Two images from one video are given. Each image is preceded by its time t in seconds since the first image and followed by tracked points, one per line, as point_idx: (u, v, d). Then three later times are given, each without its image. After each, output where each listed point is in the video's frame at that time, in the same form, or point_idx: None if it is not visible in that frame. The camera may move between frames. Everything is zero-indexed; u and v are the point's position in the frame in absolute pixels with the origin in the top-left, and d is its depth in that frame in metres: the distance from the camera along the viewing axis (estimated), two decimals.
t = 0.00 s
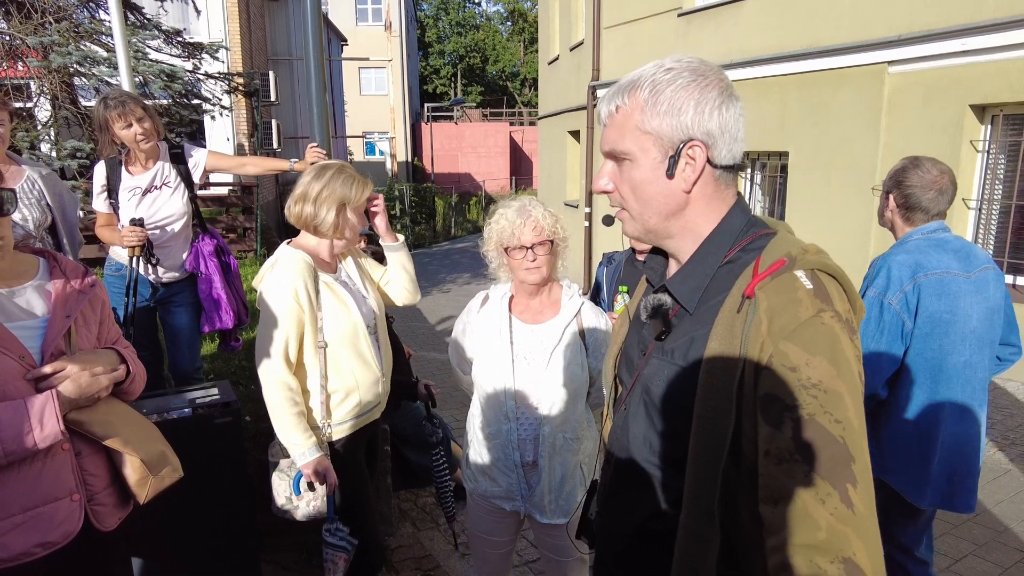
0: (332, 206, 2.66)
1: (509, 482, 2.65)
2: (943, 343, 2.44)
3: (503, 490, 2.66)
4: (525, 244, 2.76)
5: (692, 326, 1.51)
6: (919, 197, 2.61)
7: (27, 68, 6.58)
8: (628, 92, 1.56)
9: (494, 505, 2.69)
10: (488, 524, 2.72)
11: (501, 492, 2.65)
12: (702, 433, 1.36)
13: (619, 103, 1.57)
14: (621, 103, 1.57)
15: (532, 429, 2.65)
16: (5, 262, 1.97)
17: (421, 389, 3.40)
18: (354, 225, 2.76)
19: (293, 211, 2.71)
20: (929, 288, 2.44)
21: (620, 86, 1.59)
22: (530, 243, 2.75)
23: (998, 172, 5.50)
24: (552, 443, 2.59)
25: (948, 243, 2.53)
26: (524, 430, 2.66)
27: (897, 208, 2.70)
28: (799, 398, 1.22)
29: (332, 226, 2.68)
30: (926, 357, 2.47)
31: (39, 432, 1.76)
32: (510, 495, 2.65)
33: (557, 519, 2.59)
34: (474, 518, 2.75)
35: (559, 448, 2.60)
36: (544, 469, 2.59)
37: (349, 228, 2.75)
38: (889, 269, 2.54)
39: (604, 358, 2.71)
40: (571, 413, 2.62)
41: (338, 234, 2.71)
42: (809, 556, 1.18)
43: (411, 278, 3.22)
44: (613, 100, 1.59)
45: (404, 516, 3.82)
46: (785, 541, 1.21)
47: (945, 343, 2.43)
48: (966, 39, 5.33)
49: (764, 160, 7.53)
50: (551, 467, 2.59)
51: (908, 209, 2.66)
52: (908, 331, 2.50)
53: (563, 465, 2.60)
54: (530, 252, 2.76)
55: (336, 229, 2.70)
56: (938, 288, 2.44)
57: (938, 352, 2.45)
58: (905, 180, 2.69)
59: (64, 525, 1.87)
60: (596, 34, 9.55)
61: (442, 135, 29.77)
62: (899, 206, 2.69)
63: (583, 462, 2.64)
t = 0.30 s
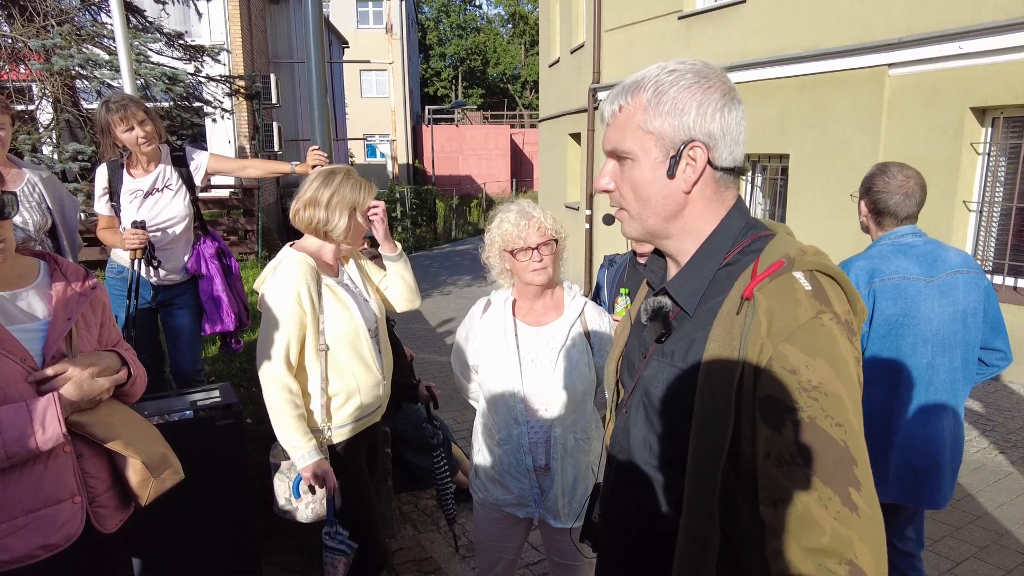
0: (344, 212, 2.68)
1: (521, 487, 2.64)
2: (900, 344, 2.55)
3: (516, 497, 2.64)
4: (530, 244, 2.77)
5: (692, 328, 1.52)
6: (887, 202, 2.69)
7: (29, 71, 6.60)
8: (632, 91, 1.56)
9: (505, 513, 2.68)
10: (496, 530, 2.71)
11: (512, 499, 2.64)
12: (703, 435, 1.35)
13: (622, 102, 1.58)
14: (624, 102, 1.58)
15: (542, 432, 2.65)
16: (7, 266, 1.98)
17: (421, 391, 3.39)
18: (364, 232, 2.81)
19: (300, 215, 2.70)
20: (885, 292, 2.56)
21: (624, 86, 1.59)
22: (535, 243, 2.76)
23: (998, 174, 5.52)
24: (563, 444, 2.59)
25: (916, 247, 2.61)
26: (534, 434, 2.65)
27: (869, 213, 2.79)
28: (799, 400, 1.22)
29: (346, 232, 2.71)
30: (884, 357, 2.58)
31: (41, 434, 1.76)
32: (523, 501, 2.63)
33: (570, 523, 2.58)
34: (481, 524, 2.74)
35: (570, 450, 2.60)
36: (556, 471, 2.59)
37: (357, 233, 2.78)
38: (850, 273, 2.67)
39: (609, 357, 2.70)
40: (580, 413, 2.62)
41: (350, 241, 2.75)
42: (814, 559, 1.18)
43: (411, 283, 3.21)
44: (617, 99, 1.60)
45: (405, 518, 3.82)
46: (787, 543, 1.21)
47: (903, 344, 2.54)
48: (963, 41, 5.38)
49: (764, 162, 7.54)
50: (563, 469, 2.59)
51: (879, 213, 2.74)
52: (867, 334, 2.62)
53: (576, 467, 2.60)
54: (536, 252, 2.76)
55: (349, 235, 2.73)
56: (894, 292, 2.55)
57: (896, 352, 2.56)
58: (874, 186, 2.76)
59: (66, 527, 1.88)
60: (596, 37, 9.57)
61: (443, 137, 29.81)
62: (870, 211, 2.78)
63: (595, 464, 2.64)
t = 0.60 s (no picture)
0: (335, 212, 2.68)
1: (522, 491, 2.64)
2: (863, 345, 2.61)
3: (516, 501, 2.64)
4: (524, 250, 2.77)
5: (696, 335, 1.51)
6: (863, 203, 2.77)
7: (31, 74, 6.62)
8: (636, 96, 1.57)
9: (505, 517, 2.68)
10: (498, 535, 2.71)
11: (513, 502, 2.64)
12: (709, 443, 1.34)
13: (627, 107, 1.58)
14: (628, 107, 1.58)
15: (543, 435, 2.65)
16: (8, 270, 1.98)
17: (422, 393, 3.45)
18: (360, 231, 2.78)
19: (298, 223, 2.73)
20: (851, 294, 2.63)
21: (628, 91, 1.60)
22: (529, 249, 2.77)
23: (999, 177, 5.53)
24: (564, 448, 2.60)
25: (886, 250, 2.65)
26: (535, 437, 2.65)
27: (846, 214, 2.86)
28: (806, 408, 1.22)
29: (339, 233, 2.70)
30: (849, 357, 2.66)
31: (43, 438, 1.76)
32: (524, 505, 2.64)
33: (572, 526, 2.59)
34: (482, 528, 2.74)
35: (571, 453, 2.61)
36: (557, 475, 2.59)
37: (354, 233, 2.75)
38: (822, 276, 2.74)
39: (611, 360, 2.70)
40: (582, 416, 2.63)
41: (346, 240, 2.73)
42: (824, 567, 1.18)
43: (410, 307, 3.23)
44: (621, 104, 1.60)
45: (406, 521, 3.83)
46: (796, 548, 1.21)
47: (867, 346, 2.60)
48: (964, 45, 5.39)
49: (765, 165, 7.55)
50: (564, 473, 2.59)
51: (856, 215, 2.80)
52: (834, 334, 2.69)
53: (576, 471, 2.60)
54: (530, 258, 2.77)
55: (344, 234, 2.72)
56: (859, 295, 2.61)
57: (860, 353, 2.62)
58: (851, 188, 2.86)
59: (68, 531, 1.88)
60: (597, 40, 9.60)
61: (444, 140, 29.82)
62: (847, 212, 2.86)
63: (595, 467, 2.65)
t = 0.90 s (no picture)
0: (334, 217, 2.68)
1: (515, 494, 2.63)
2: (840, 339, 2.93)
3: (509, 504, 2.64)
4: (522, 255, 2.76)
5: (700, 339, 1.51)
6: (837, 207, 3.08)
7: (32, 77, 6.63)
8: (641, 100, 1.56)
9: (498, 519, 2.67)
10: (495, 539, 2.70)
11: (505, 505, 2.64)
12: (714, 449, 1.33)
13: (631, 111, 1.57)
14: (633, 110, 1.57)
15: (537, 439, 2.65)
16: (5, 273, 1.98)
17: (425, 391, 3.45)
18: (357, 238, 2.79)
19: (295, 222, 2.72)
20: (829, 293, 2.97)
21: (632, 94, 1.59)
22: (527, 253, 2.76)
23: (1000, 180, 5.54)
24: (558, 452, 2.59)
25: (858, 254, 2.98)
26: (529, 441, 2.65)
27: (822, 219, 3.17)
28: (813, 413, 1.21)
29: (336, 238, 2.70)
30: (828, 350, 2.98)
31: (41, 441, 1.76)
32: (516, 508, 2.63)
33: (564, 530, 2.59)
34: (478, 532, 2.73)
35: (565, 457, 2.60)
36: (550, 478, 2.58)
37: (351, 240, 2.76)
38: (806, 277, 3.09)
39: (606, 364, 2.72)
40: (575, 421, 2.62)
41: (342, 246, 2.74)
42: (833, 572, 1.17)
43: (406, 306, 3.22)
44: (624, 107, 1.59)
45: (406, 525, 3.81)
46: (804, 553, 1.21)
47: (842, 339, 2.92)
48: (962, 48, 5.42)
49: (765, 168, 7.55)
50: (558, 476, 2.59)
51: (831, 218, 3.11)
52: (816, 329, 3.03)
53: (570, 475, 2.60)
54: (528, 263, 2.76)
55: (341, 240, 2.72)
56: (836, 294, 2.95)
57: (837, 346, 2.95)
58: (825, 193, 3.17)
59: (66, 534, 1.87)
60: (597, 43, 9.61)
61: (444, 143, 29.86)
62: (821, 216, 3.17)
63: (588, 471, 2.64)
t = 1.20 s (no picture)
0: (336, 220, 2.69)
1: (512, 495, 2.63)
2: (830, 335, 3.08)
3: (505, 506, 2.63)
4: (521, 259, 2.77)
5: (698, 340, 1.51)
6: (820, 210, 3.27)
7: (34, 80, 6.63)
8: (640, 101, 1.57)
9: (496, 521, 2.67)
10: (493, 542, 2.69)
11: (503, 507, 2.63)
12: (713, 449, 1.33)
13: (631, 113, 1.58)
14: (632, 112, 1.58)
15: (535, 441, 2.65)
16: (4, 274, 1.99)
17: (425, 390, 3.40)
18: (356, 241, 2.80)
19: (297, 224, 2.72)
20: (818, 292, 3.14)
21: (631, 95, 1.59)
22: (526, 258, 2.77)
23: (1000, 182, 5.56)
24: (555, 454, 2.59)
25: (845, 252, 3.15)
26: (527, 443, 2.65)
27: (806, 223, 3.36)
28: (811, 413, 1.22)
29: (338, 240, 2.71)
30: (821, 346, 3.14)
31: (42, 441, 1.77)
32: (513, 510, 2.63)
33: (560, 533, 2.58)
34: (476, 533, 2.73)
35: (562, 460, 2.60)
36: (547, 480, 2.58)
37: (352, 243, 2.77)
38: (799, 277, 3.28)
39: (604, 367, 2.73)
40: (572, 424, 2.62)
41: (344, 248, 2.75)
42: (832, 572, 1.17)
43: (404, 308, 3.23)
44: (624, 109, 1.60)
45: (406, 526, 3.81)
46: (804, 554, 1.21)
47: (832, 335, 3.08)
48: (962, 51, 5.44)
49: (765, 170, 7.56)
50: (554, 478, 2.59)
51: (814, 221, 3.31)
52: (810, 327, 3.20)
53: (566, 477, 2.60)
54: (527, 268, 2.77)
55: (343, 242, 2.73)
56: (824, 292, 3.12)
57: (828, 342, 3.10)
58: (805, 197, 3.36)
59: (67, 535, 1.87)
60: (597, 46, 9.63)
61: (445, 145, 29.89)
62: (805, 220, 3.37)
63: (585, 474, 2.64)
